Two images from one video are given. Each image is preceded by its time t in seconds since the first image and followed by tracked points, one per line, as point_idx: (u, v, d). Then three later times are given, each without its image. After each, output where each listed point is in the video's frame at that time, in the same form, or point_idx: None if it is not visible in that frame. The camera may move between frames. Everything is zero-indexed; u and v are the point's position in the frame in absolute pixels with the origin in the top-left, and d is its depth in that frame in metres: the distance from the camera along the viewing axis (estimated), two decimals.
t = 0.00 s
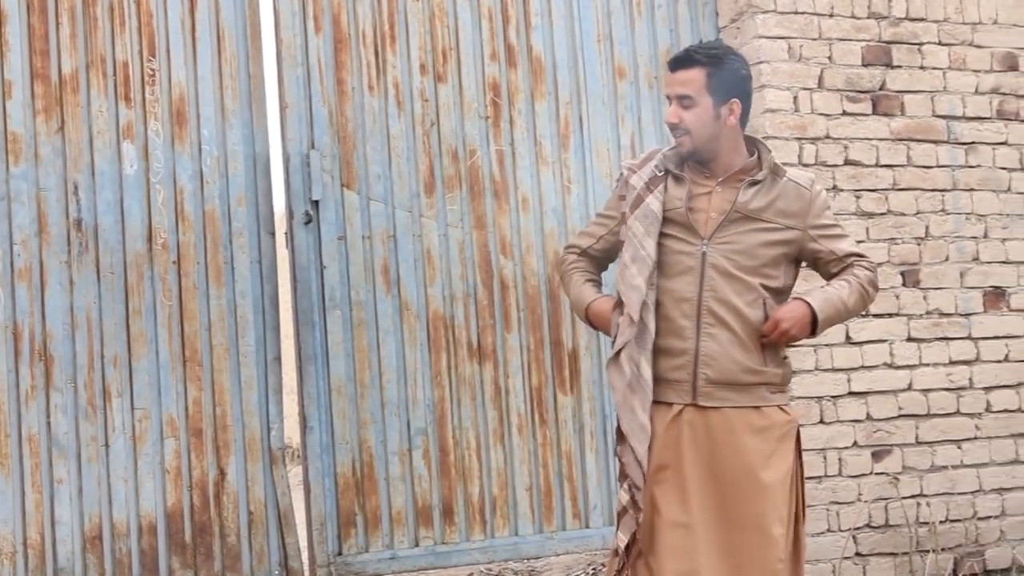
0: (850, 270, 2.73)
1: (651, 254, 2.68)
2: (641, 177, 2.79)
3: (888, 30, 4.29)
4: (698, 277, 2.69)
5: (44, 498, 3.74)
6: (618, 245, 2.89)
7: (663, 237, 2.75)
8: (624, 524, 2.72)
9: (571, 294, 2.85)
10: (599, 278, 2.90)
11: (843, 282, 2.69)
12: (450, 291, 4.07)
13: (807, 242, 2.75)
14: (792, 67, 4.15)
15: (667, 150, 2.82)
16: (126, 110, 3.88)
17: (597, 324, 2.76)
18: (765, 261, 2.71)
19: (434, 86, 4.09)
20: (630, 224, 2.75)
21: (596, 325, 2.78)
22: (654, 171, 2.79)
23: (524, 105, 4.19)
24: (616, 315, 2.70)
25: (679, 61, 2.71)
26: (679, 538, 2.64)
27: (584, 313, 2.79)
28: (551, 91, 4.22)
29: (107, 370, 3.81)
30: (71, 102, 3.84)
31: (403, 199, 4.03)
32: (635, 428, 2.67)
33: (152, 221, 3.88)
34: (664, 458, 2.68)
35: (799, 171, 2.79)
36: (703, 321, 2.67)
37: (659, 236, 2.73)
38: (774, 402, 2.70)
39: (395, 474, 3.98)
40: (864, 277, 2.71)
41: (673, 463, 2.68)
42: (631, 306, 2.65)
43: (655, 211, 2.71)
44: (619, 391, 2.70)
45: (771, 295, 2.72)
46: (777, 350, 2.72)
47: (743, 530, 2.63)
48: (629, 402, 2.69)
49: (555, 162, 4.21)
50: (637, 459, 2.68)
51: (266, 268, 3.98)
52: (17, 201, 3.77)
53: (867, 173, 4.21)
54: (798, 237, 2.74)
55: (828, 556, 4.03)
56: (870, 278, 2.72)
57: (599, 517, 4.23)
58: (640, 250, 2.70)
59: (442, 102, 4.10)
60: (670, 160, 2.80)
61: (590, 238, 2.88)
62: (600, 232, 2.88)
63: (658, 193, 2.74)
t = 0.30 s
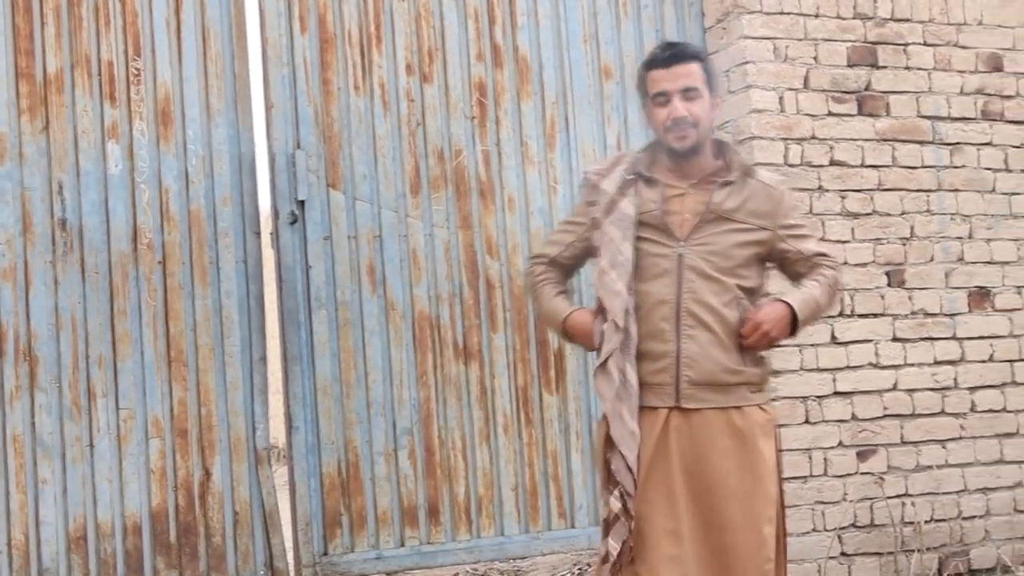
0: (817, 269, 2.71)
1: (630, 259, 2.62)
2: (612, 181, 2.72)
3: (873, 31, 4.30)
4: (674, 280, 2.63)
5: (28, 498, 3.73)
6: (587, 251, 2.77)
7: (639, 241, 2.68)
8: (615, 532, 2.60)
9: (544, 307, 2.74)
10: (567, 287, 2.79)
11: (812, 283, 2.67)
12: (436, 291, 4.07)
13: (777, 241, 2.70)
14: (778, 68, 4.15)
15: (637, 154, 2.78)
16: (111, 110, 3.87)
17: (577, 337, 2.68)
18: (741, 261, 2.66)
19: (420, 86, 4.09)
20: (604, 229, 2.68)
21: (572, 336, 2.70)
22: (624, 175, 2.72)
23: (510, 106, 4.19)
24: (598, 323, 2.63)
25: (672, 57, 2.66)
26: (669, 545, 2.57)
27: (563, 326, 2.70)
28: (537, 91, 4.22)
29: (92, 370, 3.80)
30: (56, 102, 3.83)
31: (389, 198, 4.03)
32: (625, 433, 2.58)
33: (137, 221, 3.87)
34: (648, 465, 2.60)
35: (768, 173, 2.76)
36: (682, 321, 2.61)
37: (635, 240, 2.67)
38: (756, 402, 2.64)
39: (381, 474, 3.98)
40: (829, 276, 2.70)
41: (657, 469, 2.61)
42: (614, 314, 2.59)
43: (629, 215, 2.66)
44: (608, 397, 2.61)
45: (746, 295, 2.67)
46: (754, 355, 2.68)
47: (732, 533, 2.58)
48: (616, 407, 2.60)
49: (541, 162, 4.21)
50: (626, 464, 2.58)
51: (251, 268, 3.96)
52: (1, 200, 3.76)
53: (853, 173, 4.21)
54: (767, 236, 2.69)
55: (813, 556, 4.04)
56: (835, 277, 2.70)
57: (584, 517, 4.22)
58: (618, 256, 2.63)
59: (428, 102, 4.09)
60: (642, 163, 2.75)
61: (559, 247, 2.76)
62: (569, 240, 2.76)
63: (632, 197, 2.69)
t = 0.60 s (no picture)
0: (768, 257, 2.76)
1: (600, 262, 2.60)
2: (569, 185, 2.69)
3: (859, 31, 4.31)
4: (649, 280, 2.63)
5: (13, 498, 3.72)
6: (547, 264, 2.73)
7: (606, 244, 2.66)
8: (606, 543, 2.55)
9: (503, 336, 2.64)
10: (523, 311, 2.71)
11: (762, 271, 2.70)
12: (422, 291, 4.06)
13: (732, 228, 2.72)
14: (763, 68, 4.16)
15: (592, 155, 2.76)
16: (96, 109, 3.86)
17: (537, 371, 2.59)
18: (705, 255, 2.68)
19: (406, 85, 4.08)
20: (569, 237, 2.64)
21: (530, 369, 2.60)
22: (582, 181, 2.70)
23: (496, 106, 4.19)
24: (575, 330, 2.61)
25: (649, 55, 2.67)
26: (655, 548, 2.56)
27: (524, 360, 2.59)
28: (523, 91, 4.22)
29: (77, 370, 3.78)
30: (41, 100, 3.82)
31: (374, 199, 4.03)
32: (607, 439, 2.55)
33: (122, 221, 3.86)
34: (630, 469, 2.58)
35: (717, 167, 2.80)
36: (658, 321, 2.61)
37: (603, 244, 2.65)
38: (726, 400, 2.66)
39: (366, 474, 3.97)
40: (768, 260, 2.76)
41: (638, 472, 2.59)
42: (592, 320, 2.57)
43: (594, 220, 2.64)
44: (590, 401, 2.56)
45: (710, 290, 2.69)
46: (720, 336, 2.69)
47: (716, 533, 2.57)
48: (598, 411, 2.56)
49: (527, 162, 4.21)
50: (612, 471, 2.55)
51: (236, 267, 3.95)
52: None
53: (838, 174, 4.22)
54: (723, 228, 2.71)
55: (799, 555, 4.04)
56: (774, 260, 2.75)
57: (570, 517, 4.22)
58: (589, 260, 2.61)
59: (414, 102, 4.09)
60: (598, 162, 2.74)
61: (519, 264, 2.70)
62: (529, 255, 2.70)
63: (593, 201, 2.66)
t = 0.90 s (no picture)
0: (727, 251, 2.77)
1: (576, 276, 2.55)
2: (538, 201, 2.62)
3: (847, 32, 4.31)
4: (623, 290, 2.62)
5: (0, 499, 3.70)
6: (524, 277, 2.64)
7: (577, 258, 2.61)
8: (592, 556, 2.56)
9: (501, 352, 2.50)
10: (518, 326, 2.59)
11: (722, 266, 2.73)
12: (411, 291, 4.07)
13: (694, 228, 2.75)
14: (751, 68, 4.16)
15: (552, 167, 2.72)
16: (84, 109, 3.85)
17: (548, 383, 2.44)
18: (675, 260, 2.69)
19: (394, 85, 4.08)
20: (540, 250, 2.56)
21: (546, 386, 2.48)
22: (547, 196, 2.63)
23: (484, 106, 4.19)
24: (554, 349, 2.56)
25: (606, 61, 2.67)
26: (637, 554, 2.53)
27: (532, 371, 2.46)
28: (511, 92, 4.23)
29: (65, 370, 3.77)
30: (28, 100, 3.80)
31: (363, 198, 4.02)
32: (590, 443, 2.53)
33: (110, 220, 3.85)
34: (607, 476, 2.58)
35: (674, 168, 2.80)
36: (633, 332, 2.61)
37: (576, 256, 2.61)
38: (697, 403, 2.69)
39: (355, 474, 3.96)
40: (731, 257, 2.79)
41: (611, 481, 2.59)
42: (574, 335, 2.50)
43: (566, 233, 2.58)
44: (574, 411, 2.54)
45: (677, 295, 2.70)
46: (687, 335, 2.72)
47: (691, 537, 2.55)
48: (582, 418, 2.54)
49: (515, 162, 4.22)
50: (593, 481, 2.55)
51: (225, 266, 3.95)
52: None
53: (826, 174, 4.23)
54: (683, 229, 2.73)
55: (786, 555, 4.04)
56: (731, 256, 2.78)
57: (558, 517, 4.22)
58: (564, 275, 2.54)
59: (402, 101, 4.09)
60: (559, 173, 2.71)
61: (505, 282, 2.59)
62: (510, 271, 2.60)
63: (563, 214, 2.62)
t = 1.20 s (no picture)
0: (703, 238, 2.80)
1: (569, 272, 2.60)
2: (522, 203, 2.65)
3: (837, 32, 4.32)
4: (609, 287, 2.63)
5: None
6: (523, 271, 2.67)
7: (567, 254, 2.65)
8: (561, 551, 2.55)
9: (577, 339, 2.54)
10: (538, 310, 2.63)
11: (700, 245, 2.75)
12: (401, 291, 4.07)
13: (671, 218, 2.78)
14: (742, 68, 4.17)
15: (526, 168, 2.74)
16: (74, 109, 3.85)
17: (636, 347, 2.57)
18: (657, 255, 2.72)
19: (384, 84, 4.08)
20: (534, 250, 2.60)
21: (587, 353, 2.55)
22: (528, 196, 2.67)
23: (474, 105, 4.20)
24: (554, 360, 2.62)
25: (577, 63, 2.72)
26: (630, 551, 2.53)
27: (620, 343, 2.55)
28: (502, 92, 4.23)
29: (55, 369, 3.76)
30: (18, 99, 3.80)
31: (353, 198, 4.02)
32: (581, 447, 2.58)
33: (100, 220, 3.84)
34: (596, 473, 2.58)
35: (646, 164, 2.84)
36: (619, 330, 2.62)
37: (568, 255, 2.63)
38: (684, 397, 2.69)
39: (345, 474, 3.96)
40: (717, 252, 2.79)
41: (599, 479, 2.59)
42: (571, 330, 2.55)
43: (556, 231, 2.62)
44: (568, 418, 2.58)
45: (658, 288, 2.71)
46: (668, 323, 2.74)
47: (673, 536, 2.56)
48: (576, 422, 2.58)
49: (506, 162, 4.23)
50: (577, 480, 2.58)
51: (215, 266, 3.95)
52: None
53: (816, 174, 4.23)
54: (662, 222, 2.76)
55: (777, 555, 4.04)
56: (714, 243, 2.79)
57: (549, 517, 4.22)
58: (559, 272, 2.59)
59: (393, 101, 4.09)
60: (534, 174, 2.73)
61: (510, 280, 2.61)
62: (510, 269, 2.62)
63: (549, 214, 2.64)
